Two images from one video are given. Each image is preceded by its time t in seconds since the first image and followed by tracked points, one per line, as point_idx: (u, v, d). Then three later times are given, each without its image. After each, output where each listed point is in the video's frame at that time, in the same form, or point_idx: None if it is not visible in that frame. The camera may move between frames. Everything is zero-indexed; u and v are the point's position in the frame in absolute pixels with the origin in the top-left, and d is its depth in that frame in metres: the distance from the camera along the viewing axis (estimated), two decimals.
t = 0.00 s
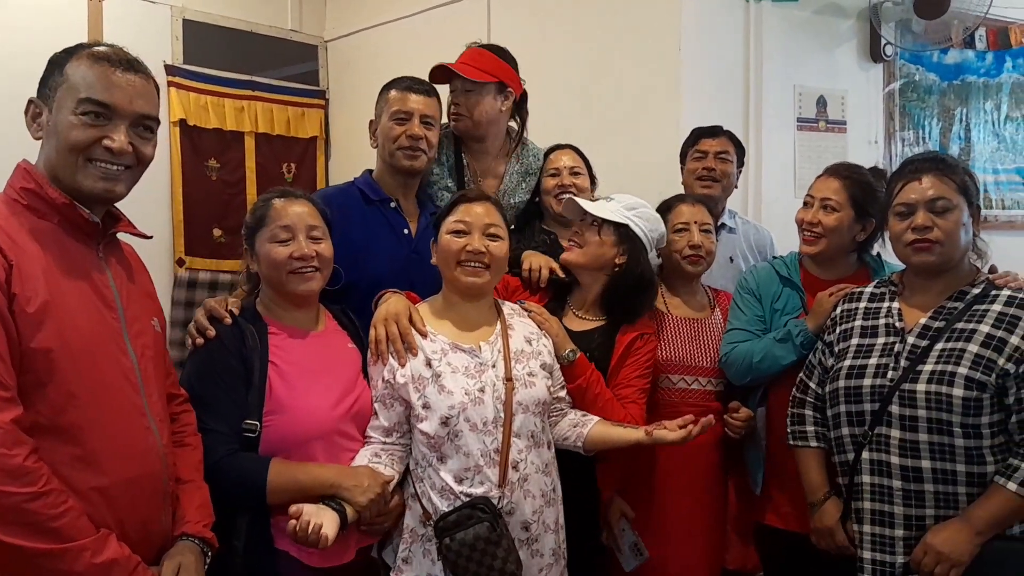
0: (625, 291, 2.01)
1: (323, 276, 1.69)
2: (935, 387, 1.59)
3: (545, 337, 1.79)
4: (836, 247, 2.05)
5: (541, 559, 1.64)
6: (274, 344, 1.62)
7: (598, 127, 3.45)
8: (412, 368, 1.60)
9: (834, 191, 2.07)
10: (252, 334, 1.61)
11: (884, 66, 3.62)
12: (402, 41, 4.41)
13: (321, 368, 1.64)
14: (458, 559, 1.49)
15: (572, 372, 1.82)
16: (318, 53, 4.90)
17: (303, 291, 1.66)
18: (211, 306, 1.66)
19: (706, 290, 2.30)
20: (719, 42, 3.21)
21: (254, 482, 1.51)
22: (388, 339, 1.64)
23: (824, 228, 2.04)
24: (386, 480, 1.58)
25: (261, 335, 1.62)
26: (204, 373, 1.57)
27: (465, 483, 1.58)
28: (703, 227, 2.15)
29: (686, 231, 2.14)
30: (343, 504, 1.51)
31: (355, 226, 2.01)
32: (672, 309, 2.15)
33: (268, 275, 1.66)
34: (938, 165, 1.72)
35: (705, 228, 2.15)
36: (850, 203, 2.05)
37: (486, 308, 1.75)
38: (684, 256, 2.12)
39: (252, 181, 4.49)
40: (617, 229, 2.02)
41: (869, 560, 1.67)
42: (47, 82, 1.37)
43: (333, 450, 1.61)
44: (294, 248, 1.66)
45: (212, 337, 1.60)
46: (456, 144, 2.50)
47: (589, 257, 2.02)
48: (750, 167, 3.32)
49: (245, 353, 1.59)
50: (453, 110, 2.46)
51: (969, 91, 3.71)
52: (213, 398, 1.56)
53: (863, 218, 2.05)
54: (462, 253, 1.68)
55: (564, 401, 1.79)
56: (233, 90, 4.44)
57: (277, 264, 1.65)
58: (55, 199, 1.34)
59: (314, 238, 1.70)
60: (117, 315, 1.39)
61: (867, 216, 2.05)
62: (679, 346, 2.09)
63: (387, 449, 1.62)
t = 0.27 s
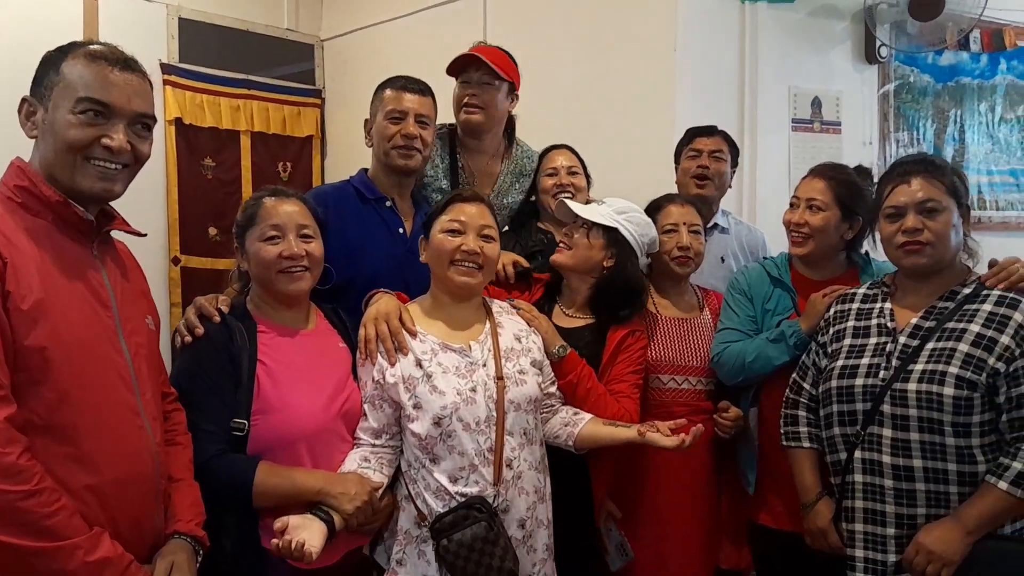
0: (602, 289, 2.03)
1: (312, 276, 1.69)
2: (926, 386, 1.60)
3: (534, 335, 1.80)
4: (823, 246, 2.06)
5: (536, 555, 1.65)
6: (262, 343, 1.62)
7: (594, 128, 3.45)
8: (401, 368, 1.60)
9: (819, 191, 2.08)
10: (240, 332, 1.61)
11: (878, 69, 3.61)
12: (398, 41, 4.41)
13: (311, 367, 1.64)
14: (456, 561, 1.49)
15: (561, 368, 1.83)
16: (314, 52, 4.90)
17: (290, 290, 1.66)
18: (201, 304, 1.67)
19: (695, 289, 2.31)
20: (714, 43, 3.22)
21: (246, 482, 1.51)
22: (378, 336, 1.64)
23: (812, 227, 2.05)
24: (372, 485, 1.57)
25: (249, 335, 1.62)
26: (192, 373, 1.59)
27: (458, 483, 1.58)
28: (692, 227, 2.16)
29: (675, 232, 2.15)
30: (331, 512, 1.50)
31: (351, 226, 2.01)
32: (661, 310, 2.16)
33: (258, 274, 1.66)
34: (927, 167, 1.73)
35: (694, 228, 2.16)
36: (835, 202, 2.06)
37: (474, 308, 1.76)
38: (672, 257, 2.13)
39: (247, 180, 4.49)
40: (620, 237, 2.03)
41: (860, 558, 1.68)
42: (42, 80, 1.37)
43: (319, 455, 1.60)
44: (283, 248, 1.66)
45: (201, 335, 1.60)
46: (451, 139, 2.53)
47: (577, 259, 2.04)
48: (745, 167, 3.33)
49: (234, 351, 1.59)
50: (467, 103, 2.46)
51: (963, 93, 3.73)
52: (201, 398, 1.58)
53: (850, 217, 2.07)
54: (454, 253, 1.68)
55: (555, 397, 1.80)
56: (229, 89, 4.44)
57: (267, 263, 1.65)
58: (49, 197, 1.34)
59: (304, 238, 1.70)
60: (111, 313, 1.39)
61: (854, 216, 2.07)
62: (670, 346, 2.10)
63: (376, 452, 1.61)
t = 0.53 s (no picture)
0: (605, 286, 2.02)
1: (306, 276, 1.70)
2: (922, 384, 1.60)
3: (530, 331, 1.80)
4: (820, 244, 2.06)
5: (535, 551, 1.66)
6: (257, 343, 1.62)
7: (592, 125, 3.45)
8: (395, 368, 1.61)
9: (817, 189, 2.09)
10: (233, 334, 1.61)
11: (877, 66, 3.63)
12: (395, 40, 4.41)
13: (306, 367, 1.64)
14: (453, 558, 1.50)
15: (558, 364, 1.83)
16: (312, 52, 4.90)
17: (285, 291, 1.66)
18: (194, 305, 1.66)
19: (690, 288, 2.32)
20: (712, 42, 3.22)
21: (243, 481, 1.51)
22: (372, 338, 1.65)
23: (807, 223, 2.05)
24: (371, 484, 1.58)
25: (243, 335, 1.62)
26: (184, 372, 1.59)
27: (455, 481, 1.58)
28: (689, 226, 2.18)
29: (673, 230, 2.17)
30: (327, 511, 1.51)
31: (345, 223, 2.01)
32: (658, 307, 2.17)
33: (251, 275, 1.66)
34: (922, 166, 1.74)
35: (691, 227, 2.18)
36: (832, 199, 2.07)
37: (469, 308, 1.75)
38: (669, 255, 2.14)
39: (245, 180, 4.50)
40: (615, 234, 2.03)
41: (857, 557, 1.68)
42: (37, 80, 1.37)
43: (316, 455, 1.60)
44: (277, 248, 1.66)
45: (194, 337, 1.61)
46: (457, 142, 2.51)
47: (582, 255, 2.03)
48: (742, 166, 3.33)
49: (229, 351, 1.59)
50: (484, 108, 2.42)
51: (961, 91, 3.73)
52: (193, 398, 1.58)
53: (847, 215, 2.06)
54: (447, 252, 1.68)
55: (552, 392, 1.81)
56: (226, 88, 4.43)
57: (261, 264, 1.65)
58: (45, 196, 1.34)
59: (297, 238, 1.71)
60: (108, 312, 1.39)
61: (851, 214, 2.06)
62: (667, 343, 2.10)
63: (374, 453, 1.62)
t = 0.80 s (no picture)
0: (611, 284, 2.06)
1: (310, 273, 1.70)
2: (923, 381, 1.60)
3: (532, 327, 1.79)
4: (816, 240, 2.05)
5: (536, 547, 1.65)
6: (261, 340, 1.62)
7: (591, 122, 3.45)
8: (397, 366, 1.61)
9: (811, 186, 2.09)
10: (239, 331, 1.61)
11: (877, 62, 3.62)
12: (394, 37, 4.40)
13: (309, 364, 1.64)
14: (451, 555, 1.50)
15: (562, 361, 1.81)
16: (311, 48, 4.88)
17: (290, 288, 1.66)
18: (197, 303, 1.67)
19: (694, 285, 2.32)
20: (711, 38, 3.21)
21: (241, 481, 1.51)
22: (373, 336, 1.65)
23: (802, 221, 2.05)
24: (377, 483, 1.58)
25: (248, 332, 1.62)
26: (188, 372, 1.59)
27: (455, 479, 1.58)
28: (695, 223, 2.16)
29: (678, 227, 2.16)
30: (334, 510, 1.50)
31: (344, 222, 2.01)
32: (661, 303, 2.17)
33: (254, 273, 1.66)
34: (918, 163, 1.73)
35: (696, 224, 2.17)
36: (827, 197, 2.07)
37: (469, 305, 1.75)
38: (674, 252, 2.14)
39: (245, 177, 4.49)
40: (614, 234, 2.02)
41: (857, 554, 1.68)
42: (34, 78, 1.37)
43: (322, 452, 1.61)
44: (281, 244, 1.66)
45: (199, 336, 1.60)
46: (462, 140, 2.49)
47: (601, 262, 2.02)
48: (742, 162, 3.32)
49: (231, 350, 1.59)
50: (495, 109, 2.40)
51: (961, 87, 3.73)
52: (197, 396, 1.58)
53: (841, 212, 2.06)
54: (445, 249, 1.68)
55: (556, 387, 1.80)
56: (225, 86, 4.43)
57: (264, 261, 1.65)
58: (42, 194, 1.34)
59: (302, 234, 1.70)
60: (105, 310, 1.39)
61: (845, 211, 2.06)
62: (668, 340, 2.11)
63: (379, 450, 1.61)
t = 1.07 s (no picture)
0: (611, 276, 2.11)
1: (318, 273, 1.69)
2: (930, 379, 1.59)
3: (538, 324, 1.79)
4: (818, 239, 2.05)
5: (549, 539, 1.65)
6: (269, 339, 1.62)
7: (594, 121, 3.44)
8: (406, 360, 1.61)
9: (813, 185, 2.07)
10: (247, 330, 1.60)
11: (880, 60, 3.60)
12: (397, 37, 4.40)
13: (317, 363, 1.63)
14: (465, 548, 1.50)
15: (573, 367, 1.82)
16: (314, 49, 4.89)
17: (299, 286, 1.66)
18: (205, 303, 1.66)
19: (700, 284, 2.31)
20: (714, 37, 3.21)
21: (242, 483, 1.50)
22: (381, 332, 1.65)
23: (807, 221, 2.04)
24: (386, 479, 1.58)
25: (256, 331, 1.61)
26: (195, 371, 1.58)
27: (466, 472, 1.58)
28: (698, 223, 2.16)
29: (682, 227, 2.15)
30: (343, 506, 1.51)
31: (345, 222, 2.01)
32: (666, 303, 2.17)
33: (264, 271, 1.66)
34: (922, 161, 1.73)
35: (700, 224, 2.16)
36: (829, 195, 2.05)
37: (478, 301, 1.74)
38: (678, 251, 2.14)
39: (248, 177, 4.49)
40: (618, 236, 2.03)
41: (866, 553, 1.67)
42: (35, 79, 1.37)
43: (329, 449, 1.60)
44: (291, 243, 1.66)
45: (208, 335, 1.59)
46: (477, 139, 2.49)
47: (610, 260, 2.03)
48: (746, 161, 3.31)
49: (240, 349, 1.58)
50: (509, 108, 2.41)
51: (965, 85, 3.73)
52: (204, 394, 1.57)
53: (844, 209, 2.05)
54: (457, 246, 1.68)
55: (563, 383, 1.81)
56: (228, 86, 4.43)
57: (273, 259, 1.65)
58: (43, 195, 1.34)
59: (312, 234, 1.71)
60: (106, 310, 1.39)
61: (848, 208, 2.05)
62: (672, 338, 2.10)
63: (386, 445, 1.62)
